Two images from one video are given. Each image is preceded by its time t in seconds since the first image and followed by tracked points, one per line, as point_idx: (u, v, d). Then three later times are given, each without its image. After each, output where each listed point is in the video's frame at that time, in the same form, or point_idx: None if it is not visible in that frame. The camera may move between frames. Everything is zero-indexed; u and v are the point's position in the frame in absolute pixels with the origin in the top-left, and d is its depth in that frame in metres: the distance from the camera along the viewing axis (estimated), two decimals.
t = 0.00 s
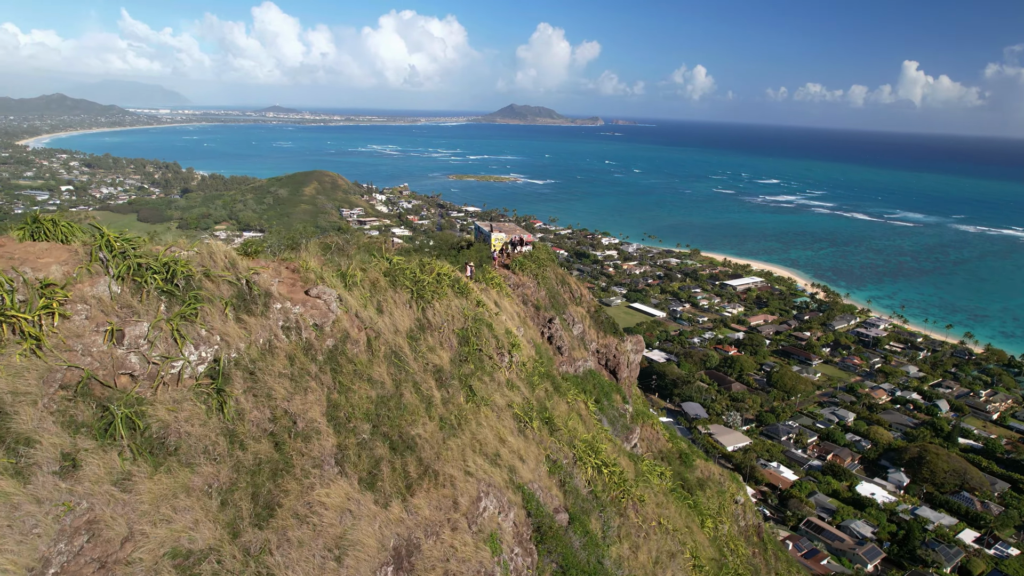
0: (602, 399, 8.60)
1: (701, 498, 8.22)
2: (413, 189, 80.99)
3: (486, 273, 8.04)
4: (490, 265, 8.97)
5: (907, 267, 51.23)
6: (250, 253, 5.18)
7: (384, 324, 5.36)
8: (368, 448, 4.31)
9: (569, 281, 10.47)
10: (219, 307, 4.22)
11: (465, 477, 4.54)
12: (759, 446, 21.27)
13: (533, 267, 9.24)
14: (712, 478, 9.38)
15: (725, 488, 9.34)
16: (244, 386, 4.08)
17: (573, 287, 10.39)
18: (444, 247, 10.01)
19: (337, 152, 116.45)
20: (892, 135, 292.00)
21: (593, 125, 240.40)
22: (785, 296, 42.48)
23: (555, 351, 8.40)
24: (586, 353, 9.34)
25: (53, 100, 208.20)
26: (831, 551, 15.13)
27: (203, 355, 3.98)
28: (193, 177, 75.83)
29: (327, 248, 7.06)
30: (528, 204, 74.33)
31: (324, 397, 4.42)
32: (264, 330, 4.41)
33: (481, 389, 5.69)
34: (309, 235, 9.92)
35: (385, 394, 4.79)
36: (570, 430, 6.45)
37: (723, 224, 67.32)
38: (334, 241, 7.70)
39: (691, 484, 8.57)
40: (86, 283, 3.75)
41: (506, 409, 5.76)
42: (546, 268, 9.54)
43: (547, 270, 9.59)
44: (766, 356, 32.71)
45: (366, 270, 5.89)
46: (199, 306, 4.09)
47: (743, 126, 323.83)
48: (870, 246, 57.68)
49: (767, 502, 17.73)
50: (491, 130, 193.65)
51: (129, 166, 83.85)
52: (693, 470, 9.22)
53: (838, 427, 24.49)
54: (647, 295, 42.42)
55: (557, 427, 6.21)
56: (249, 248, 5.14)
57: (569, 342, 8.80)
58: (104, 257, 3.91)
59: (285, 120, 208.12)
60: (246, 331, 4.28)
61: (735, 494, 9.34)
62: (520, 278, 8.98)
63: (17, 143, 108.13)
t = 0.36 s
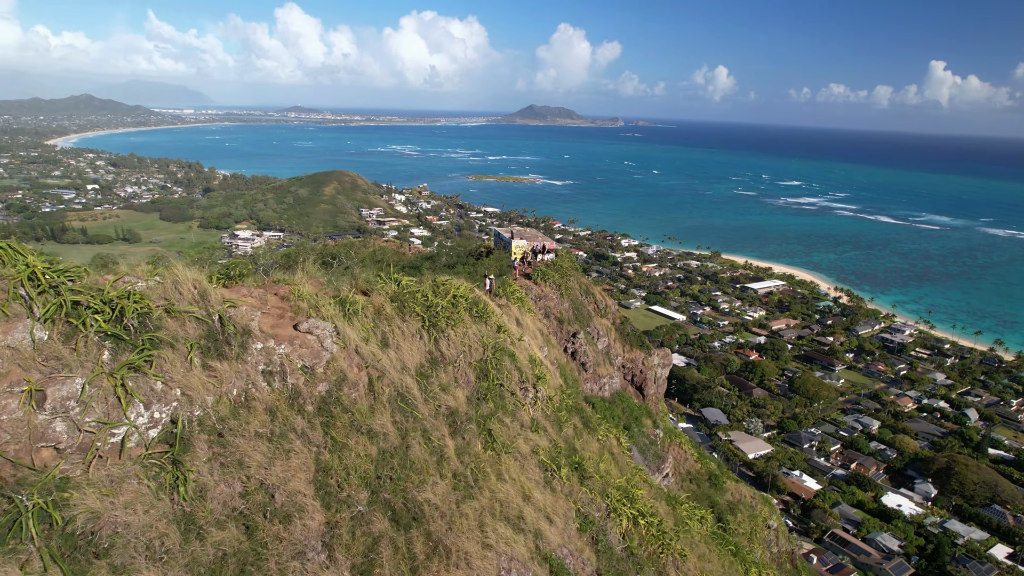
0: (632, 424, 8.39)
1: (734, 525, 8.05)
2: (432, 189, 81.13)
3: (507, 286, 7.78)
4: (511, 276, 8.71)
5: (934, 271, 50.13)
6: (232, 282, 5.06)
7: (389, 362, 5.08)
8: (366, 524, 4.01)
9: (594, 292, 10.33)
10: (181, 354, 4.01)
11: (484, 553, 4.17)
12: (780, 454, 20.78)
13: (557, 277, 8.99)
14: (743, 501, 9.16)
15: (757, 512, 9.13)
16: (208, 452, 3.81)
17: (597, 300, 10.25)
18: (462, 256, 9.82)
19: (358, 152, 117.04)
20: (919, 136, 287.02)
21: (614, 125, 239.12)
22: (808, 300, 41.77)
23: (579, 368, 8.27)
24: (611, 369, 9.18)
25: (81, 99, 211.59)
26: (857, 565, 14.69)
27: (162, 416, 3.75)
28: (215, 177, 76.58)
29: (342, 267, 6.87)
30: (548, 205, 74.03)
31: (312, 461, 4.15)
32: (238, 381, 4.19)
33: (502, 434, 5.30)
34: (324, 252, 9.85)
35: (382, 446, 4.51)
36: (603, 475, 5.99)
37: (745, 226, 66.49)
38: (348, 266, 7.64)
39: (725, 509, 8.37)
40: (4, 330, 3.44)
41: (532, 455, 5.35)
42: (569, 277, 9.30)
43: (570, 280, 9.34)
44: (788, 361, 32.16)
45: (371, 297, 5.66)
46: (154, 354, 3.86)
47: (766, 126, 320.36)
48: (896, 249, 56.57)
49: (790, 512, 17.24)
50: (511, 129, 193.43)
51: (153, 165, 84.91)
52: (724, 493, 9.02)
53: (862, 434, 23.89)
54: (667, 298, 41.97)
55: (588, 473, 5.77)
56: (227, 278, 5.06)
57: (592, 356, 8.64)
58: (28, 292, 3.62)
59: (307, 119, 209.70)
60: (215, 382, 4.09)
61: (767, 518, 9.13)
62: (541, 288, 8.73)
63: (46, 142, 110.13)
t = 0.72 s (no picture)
0: (655, 453, 8.05)
1: (757, 549, 7.85)
2: (439, 189, 81.11)
3: (518, 300, 7.47)
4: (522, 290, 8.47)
5: (945, 273, 49.51)
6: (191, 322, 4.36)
7: (379, 413, 4.26)
8: None
9: (607, 303, 10.23)
10: (97, 431, 3.12)
11: None
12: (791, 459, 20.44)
13: (569, 288, 8.79)
14: (765, 524, 8.98)
15: (781, 535, 8.94)
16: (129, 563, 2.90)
17: (610, 311, 10.14)
18: (469, 268, 9.62)
19: (365, 152, 117.29)
20: (928, 136, 285.62)
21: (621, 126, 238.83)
22: (818, 302, 41.33)
23: (595, 385, 8.16)
24: (627, 384, 9.14)
25: (91, 100, 213.12)
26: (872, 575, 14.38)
27: (60, 521, 2.83)
28: (223, 177, 76.68)
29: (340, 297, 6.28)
30: (555, 205, 73.81)
31: (276, 556, 3.27)
32: (178, 460, 3.32)
33: (518, 494, 4.41)
34: (328, 274, 9.70)
35: (370, 525, 3.65)
36: (633, 532, 5.16)
37: (753, 227, 65.96)
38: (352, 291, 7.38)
39: (746, 533, 8.22)
40: None
41: (553, 516, 4.49)
42: (581, 287, 9.11)
43: (583, 290, 9.16)
44: (798, 364, 31.73)
45: (362, 333, 4.95)
46: (57, 434, 2.98)
47: (773, 127, 319.23)
48: (906, 251, 55.96)
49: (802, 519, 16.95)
50: (518, 130, 193.49)
51: (162, 166, 85.31)
52: (746, 516, 8.87)
53: (873, 440, 23.49)
54: (675, 300, 41.65)
55: (618, 533, 4.91)
56: (186, 312, 4.38)
57: (608, 374, 8.54)
58: None
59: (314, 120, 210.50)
60: (147, 461, 3.22)
61: (791, 543, 8.96)
62: (552, 300, 8.51)
63: (56, 143, 111.00)
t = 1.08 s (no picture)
0: (677, 482, 7.76)
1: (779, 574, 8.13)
2: (443, 189, 81.05)
3: (525, 312, 7.27)
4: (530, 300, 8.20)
5: (953, 274, 49.06)
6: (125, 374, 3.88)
7: (361, 482, 3.75)
8: None
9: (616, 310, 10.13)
10: None
11: None
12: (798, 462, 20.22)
13: (580, 295, 8.57)
14: (787, 546, 9.23)
15: (802, 558, 9.16)
16: None
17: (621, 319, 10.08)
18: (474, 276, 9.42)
19: (369, 152, 117.39)
20: (934, 136, 285.11)
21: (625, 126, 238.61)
22: (824, 303, 41.02)
23: (607, 402, 8.10)
24: (642, 399, 9.15)
25: (97, 100, 214.04)
26: None
27: None
28: (227, 178, 76.68)
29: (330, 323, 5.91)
30: (559, 206, 73.64)
31: None
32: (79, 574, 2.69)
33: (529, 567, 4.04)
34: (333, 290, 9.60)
35: None
36: None
37: (759, 228, 65.60)
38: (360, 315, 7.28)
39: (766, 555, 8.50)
40: None
41: None
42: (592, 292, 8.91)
43: (595, 297, 8.97)
44: (805, 366, 31.45)
45: (348, 376, 4.43)
46: None
47: (778, 127, 318.04)
48: (914, 251, 55.49)
49: (811, 525, 16.71)
50: (522, 130, 193.52)
51: (167, 165, 85.49)
52: (768, 537, 9.05)
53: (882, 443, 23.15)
54: (681, 300, 41.38)
55: None
56: (119, 354, 3.92)
57: (622, 391, 8.51)
58: None
59: (320, 120, 210.96)
60: None
61: (810, 564, 9.19)
62: (557, 305, 8.32)
63: (63, 143, 111.47)
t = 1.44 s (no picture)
0: (706, 519, 7.76)
1: None
2: (448, 189, 80.96)
3: (537, 325, 6.97)
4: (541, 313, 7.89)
5: (962, 276, 48.54)
6: None
7: None
8: None
9: (630, 322, 9.99)
10: None
11: None
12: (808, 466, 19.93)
13: (594, 306, 8.24)
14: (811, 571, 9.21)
15: None
16: None
17: (635, 332, 9.94)
18: (479, 285, 9.18)
19: (374, 152, 117.47)
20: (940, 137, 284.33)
21: (630, 126, 238.41)
22: (832, 305, 40.65)
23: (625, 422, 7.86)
24: (660, 417, 9.05)
25: (104, 101, 215.12)
26: None
27: None
28: (232, 178, 76.67)
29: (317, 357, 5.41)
30: (564, 206, 73.44)
31: None
32: None
33: None
34: (336, 306, 9.44)
35: None
36: None
37: (766, 228, 65.17)
38: (371, 338, 7.11)
39: None
40: None
41: None
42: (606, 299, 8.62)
43: (609, 306, 8.66)
44: (813, 368, 31.14)
45: (318, 444, 3.59)
46: None
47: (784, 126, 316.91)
48: (923, 253, 54.96)
49: (822, 532, 16.44)
50: (527, 130, 193.55)
51: (173, 166, 85.72)
52: (792, 562, 9.02)
53: (893, 447, 22.83)
54: (687, 301, 41.08)
55: None
56: None
57: (640, 410, 8.27)
58: None
59: (325, 121, 211.44)
60: None
61: None
62: (569, 315, 7.99)
63: (70, 144, 111.99)
